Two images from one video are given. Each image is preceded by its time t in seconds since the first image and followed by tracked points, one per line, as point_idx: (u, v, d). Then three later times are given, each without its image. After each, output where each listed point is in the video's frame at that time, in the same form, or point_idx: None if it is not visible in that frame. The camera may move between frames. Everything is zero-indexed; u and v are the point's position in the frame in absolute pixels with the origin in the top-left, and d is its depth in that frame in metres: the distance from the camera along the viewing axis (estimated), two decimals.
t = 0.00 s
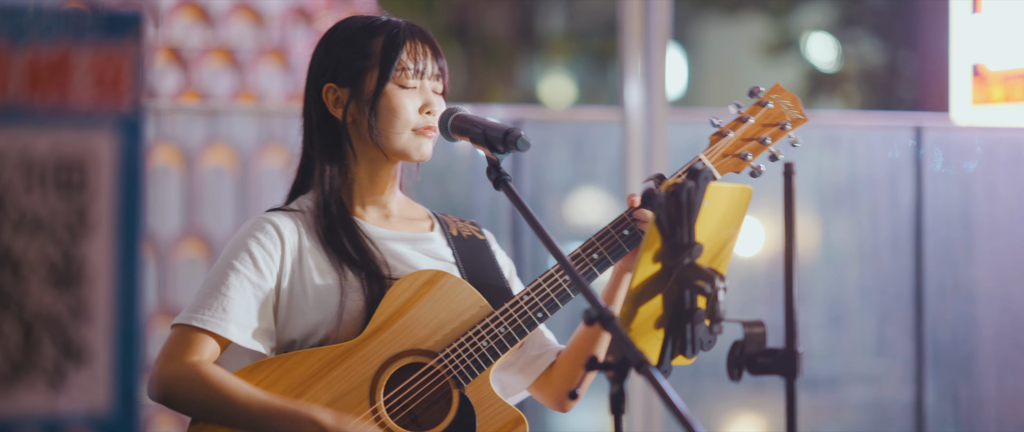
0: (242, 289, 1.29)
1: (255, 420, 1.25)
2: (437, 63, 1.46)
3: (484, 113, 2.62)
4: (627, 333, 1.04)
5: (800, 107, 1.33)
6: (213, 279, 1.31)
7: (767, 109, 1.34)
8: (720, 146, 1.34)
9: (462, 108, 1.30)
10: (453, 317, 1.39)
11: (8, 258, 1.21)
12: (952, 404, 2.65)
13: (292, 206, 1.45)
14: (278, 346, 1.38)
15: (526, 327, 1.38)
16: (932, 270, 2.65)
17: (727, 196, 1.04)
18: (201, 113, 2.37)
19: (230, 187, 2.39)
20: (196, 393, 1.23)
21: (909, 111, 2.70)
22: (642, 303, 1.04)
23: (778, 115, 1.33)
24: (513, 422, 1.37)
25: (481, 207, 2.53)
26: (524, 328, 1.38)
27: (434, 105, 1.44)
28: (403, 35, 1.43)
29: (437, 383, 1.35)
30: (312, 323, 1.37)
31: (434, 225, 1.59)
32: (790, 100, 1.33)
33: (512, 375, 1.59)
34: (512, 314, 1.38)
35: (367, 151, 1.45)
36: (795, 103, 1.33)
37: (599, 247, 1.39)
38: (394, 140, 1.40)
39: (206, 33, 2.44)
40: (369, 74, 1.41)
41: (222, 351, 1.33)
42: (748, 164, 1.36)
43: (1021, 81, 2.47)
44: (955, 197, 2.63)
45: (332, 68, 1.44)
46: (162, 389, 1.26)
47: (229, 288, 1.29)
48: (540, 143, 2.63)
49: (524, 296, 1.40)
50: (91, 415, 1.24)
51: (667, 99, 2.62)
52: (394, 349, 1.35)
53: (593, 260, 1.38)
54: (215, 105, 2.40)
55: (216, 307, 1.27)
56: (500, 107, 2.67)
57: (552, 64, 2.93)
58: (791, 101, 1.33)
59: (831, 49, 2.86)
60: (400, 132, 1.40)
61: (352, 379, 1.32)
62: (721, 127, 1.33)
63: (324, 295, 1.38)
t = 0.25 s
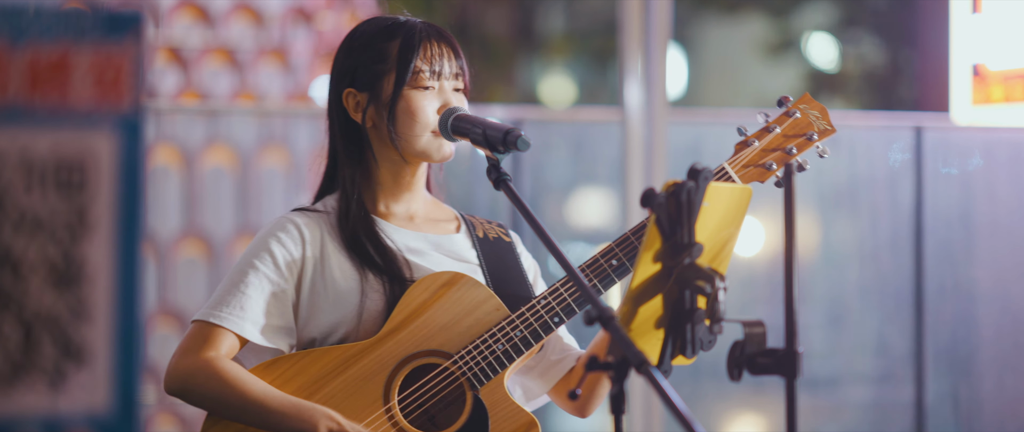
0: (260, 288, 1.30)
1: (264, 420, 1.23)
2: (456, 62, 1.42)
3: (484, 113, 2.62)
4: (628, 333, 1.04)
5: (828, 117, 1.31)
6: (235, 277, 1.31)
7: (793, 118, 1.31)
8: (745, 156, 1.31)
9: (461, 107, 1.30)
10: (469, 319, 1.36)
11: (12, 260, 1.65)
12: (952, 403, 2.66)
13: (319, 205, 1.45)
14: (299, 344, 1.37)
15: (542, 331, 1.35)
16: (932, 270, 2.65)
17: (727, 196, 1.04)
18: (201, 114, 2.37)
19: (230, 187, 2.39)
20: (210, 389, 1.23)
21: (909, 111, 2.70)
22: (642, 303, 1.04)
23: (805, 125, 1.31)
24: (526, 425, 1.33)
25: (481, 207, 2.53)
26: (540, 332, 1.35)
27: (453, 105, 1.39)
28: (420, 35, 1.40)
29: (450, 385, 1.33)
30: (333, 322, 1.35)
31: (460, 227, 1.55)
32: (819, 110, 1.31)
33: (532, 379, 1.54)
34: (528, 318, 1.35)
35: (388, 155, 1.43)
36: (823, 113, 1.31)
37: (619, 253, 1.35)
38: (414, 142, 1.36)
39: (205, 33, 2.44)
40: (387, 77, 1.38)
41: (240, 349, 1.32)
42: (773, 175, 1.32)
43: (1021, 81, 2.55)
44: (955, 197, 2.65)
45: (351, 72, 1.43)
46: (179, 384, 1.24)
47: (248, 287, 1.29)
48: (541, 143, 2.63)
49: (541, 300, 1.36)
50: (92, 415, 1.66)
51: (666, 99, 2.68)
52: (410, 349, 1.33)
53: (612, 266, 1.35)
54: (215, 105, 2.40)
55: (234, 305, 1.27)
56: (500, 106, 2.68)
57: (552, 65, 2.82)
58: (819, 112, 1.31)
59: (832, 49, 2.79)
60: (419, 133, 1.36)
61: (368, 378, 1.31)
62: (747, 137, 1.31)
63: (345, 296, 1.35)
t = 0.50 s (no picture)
0: (277, 285, 1.28)
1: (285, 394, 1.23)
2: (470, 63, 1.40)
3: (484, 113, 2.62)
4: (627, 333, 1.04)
5: (847, 131, 1.33)
6: (252, 273, 1.29)
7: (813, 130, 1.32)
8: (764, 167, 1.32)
9: (460, 107, 1.30)
10: (486, 322, 1.36)
11: (11, 260, 1.58)
12: (952, 403, 2.65)
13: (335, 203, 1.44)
14: (313, 342, 1.36)
15: (557, 335, 1.35)
16: (932, 270, 2.65)
17: (727, 196, 1.03)
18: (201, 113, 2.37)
19: (230, 187, 2.39)
20: (226, 378, 1.21)
21: (909, 111, 2.69)
22: (642, 303, 1.03)
23: (824, 137, 1.32)
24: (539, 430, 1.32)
25: (481, 208, 2.53)
26: (556, 336, 1.35)
27: (468, 106, 1.37)
28: (431, 37, 1.37)
29: (465, 386, 1.33)
30: (348, 321, 1.34)
31: (476, 230, 1.54)
32: (837, 123, 1.32)
33: (544, 383, 1.54)
34: (544, 322, 1.35)
35: (403, 156, 1.41)
36: (842, 126, 1.33)
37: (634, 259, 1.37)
38: (429, 143, 1.34)
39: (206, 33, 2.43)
40: (400, 80, 1.36)
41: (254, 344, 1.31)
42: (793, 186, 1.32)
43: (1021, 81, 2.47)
44: (955, 197, 2.64)
45: (365, 75, 1.41)
46: (193, 378, 1.22)
47: (264, 284, 1.27)
48: (541, 142, 2.63)
49: (558, 304, 1.37)
50: (93, 416, 1.61)
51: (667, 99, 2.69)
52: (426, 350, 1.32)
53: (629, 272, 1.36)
54: (215, 105, 2.40)
55: (251, 302, 1.26)
56: (500, 107, 2.68)
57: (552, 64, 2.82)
58: (838, 125, 1.33)
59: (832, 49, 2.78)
60: (433, 136, 1.34)
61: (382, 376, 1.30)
62: (766, 148, 1.32)
63: (361, 296, 1.34)
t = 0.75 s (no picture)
0: (294, 283, 1.24)
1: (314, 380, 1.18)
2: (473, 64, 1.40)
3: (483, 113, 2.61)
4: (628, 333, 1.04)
5: (854, 139, 1.33)
6: (266, 271, 1.25)
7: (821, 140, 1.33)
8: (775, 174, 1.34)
9: (461, 107, 1.31)
10: (505, 323, 1.36)
11: (11, 260, 1.58)
12: (952, 403, 2.64)
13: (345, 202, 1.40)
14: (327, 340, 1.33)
15: (576, 337, 1.35)
16: (932, 270, 2.65)
17: (727, 195, 1.04)
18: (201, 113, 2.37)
19: (230, 187, 2.39)
20: (252, 369, 1.17)
21: (909, 111, 2.70)
22: (642, 303, 1.03)
23: (832, 146, 1.33)
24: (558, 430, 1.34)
25: (481, 207, 2.53)
26: (574, 337, 1.35)
27: (472, 107, 1.37)
28: (432, 38, 1.37)
29: (484, 387, 1.33)
30: (362, 320, 1.32)
31: (482, 230, 1.53)
32: (845, 132, 1.33)
33: (550, 385, 1.49)
34: (562, 322, 1.35)
35: (408, 158, 1.41)
36: (850, 135, 1.33)
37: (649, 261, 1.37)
38: (434, 146, 1.34)
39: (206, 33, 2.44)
40: (402, 82, 1.36)
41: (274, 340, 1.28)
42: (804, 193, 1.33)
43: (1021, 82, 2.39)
44: (955, 197, 2.60)
45: (368, 78, 1.40)
46: (215, 376, 1.18)
47: (281, 281, 1.24)
48: (540, 142, 2.62)
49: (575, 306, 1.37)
50: (94, 416, 1.61)
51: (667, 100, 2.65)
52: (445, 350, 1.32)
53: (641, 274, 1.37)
54: (215, 105, 2.40)
55: (268, 299, 1.22)
56: (501, 107, 2.66)
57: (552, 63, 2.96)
58: (846, 134, 1.34)
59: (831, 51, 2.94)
60: (437, 138, 1.34)
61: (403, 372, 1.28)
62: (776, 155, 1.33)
63: (376, 294, 1.32)
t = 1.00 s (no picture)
0: (311, 276, 1.22)
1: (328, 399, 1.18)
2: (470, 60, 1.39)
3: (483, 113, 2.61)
4: (628, 333, 1.04)
5: (849, 150, 1.33)
6: (280, 266, 1.23)
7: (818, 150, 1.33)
8: (777, 182, 1.38)
9: (461, 107, 1.32)
10: (518, 322, 1.38)
11: (11, 260, 1.57)
12: (952, 403, 2.64)
13: (351, 198, 1.38)
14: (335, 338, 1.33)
15: (587, 337, 1.37)
16: (932, 270, 2.65)
17: (727, 196, 1.04)
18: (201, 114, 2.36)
19: (230, 187, 2.39)
20: (268, 376, 1.16)
21: (909, 111, 2.71)
22: (642, 303, 1.03)
23: (829, 155, 1.33)
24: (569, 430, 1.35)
25: (481, 207, 2.53)
26: (586, 338, 1.37)
27: (469, 103, 1.35)
28: (429, 35, 1.36)
29: (498, 386, 1.34)
30: (371, 317, 1.32)
31: (479, 231, 1.52)
32: (841, 142, 1.33)
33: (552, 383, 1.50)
34: (575, 323, 1.37)
35: (408, 155, 1.40)
36: (845, 145, 1.33)
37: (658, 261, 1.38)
38: (429, 142, 1.33)
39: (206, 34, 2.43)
40: (399, 79, 1.36)
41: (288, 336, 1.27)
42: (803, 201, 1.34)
43: (1021, 82, 2.37)
44: (955, 196, 2.62)
45: (366, 77, 1.41)
46: (232, 372, 1.17)
47: (297, 274, 1.22)
48: (541, 142, 2.62)
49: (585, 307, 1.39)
50: (93, 416, 1.60)
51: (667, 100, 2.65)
52: (459, 348, 1.32)
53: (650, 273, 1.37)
54: (215, 105, 2.39)
55: (286, 293, 1.20)
56: (501, 107, 2.66)
57: (552, 63, 2.96)
58: (841, 144, 1.34)
59: (832, 51, 2.92)
60: (434, 134, 1.33)
61: (418, 372, 1.29)
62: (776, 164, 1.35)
63: (387, 291, 1.31)
